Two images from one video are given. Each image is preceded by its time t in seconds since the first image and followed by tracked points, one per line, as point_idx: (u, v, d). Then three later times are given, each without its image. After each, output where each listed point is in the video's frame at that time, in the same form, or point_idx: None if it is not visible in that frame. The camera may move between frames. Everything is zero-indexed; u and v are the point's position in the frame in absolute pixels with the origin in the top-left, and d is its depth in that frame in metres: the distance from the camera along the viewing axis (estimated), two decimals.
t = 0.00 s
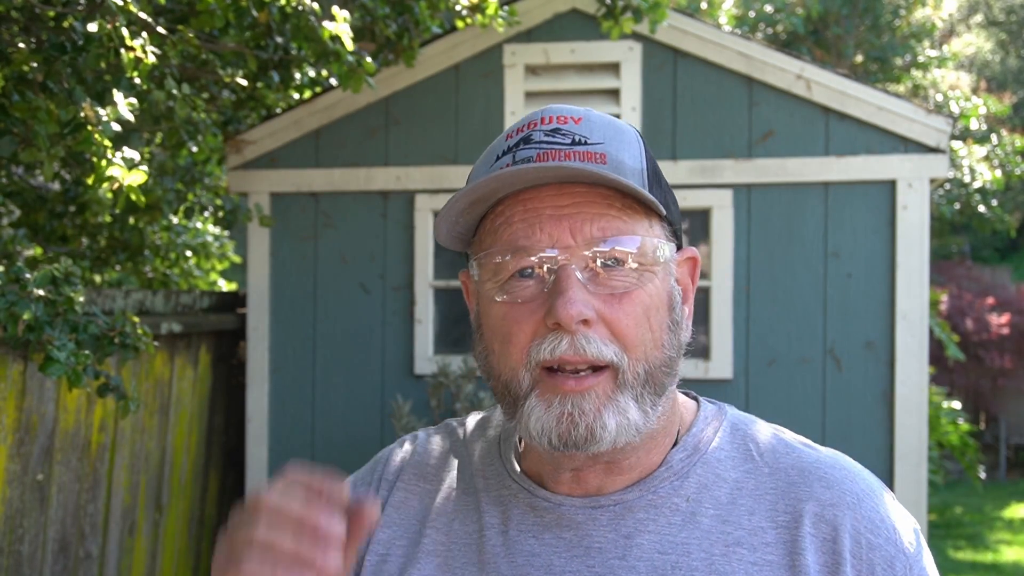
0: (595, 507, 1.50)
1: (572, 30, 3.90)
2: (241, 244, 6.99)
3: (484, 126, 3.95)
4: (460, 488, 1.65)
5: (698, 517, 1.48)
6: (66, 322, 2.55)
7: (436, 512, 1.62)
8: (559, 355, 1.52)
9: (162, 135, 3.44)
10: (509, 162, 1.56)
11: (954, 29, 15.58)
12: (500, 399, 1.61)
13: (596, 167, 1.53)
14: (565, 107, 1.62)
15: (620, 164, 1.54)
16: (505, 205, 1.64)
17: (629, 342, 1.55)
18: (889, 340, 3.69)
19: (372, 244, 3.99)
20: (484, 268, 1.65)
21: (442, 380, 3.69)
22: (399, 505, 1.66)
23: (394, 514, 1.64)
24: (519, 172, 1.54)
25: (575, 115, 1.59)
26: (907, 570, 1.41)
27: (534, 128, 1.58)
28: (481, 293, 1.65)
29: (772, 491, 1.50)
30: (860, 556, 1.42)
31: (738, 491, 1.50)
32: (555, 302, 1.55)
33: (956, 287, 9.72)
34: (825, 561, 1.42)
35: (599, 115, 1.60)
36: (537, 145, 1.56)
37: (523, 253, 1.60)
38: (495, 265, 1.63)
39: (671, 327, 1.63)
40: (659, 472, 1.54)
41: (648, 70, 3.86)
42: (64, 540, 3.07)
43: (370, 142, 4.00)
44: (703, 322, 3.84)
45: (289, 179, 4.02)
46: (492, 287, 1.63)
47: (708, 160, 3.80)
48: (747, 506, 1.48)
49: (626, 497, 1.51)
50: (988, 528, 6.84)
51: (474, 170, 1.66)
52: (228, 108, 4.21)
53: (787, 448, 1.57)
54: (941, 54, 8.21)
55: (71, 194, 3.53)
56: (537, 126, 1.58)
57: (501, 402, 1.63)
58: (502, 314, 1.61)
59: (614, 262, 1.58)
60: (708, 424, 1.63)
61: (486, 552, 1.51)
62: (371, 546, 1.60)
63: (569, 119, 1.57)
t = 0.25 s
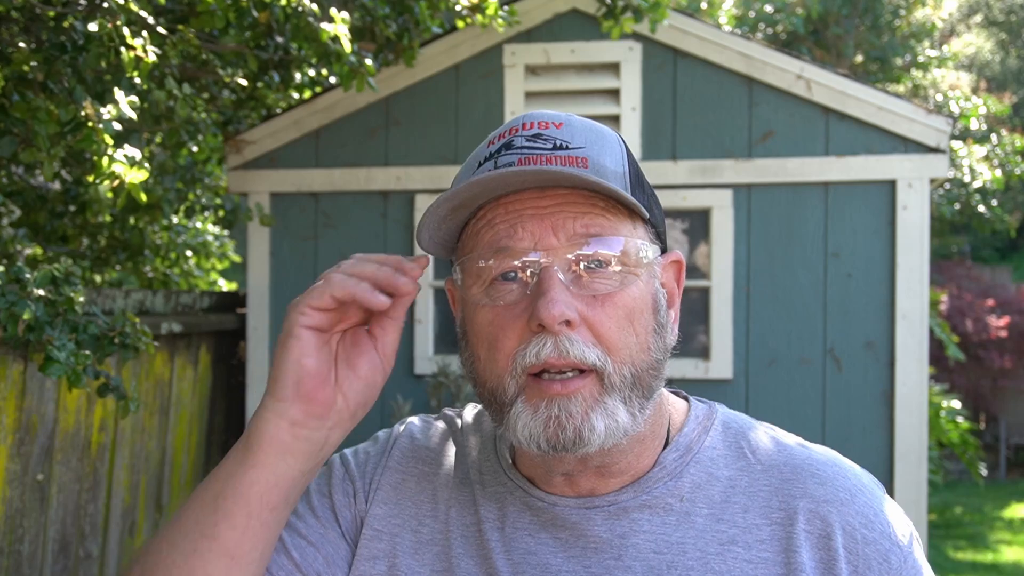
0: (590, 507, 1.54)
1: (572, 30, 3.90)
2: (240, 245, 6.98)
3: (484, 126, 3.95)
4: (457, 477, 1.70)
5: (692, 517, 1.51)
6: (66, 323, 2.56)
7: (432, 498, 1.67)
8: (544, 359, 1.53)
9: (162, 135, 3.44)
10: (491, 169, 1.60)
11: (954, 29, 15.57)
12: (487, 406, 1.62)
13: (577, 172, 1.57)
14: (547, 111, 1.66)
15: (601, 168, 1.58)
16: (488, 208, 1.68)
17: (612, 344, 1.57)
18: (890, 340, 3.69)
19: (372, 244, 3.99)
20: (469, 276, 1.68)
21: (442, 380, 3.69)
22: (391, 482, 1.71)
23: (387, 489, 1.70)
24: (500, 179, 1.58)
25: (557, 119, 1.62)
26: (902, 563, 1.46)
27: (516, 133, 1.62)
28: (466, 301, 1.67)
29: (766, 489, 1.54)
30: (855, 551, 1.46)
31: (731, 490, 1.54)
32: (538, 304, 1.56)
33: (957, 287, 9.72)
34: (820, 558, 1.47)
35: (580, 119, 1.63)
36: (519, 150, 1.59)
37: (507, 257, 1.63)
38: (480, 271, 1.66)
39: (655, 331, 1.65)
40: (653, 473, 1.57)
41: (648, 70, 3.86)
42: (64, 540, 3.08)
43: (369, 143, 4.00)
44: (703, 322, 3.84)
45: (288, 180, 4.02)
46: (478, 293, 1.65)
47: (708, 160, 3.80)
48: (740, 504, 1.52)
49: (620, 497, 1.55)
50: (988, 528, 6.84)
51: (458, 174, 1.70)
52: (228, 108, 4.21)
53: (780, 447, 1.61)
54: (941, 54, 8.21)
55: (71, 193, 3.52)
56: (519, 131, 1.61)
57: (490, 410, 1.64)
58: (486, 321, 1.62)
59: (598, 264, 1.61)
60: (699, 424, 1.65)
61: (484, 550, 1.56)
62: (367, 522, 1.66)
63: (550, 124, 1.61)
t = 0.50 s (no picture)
0: (585, 505, 1.57)
1: (572, 30, 3.90)
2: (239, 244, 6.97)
3: (484, 126, 3.94)
4: (454, 472, 1.73)
5: (688, 514, 1.55)
6: (66, 323, 2.56)
7: (429, 494, 1.69)
8: (539, 355, 1.54)
9: (162, 135, 3.44)
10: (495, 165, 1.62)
11: (954, 29, 15.56)
12: (481, 402, 1.63)
13: (580, 172, 1.58)
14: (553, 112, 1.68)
15: (604, 169, 1.60)
16: (489, 204, 1.70)
17: (608, 344, 1.58)
18: (889, 340, 3.69)
19: (372, 244, 3.99)
20: (469, 271, 1.71)
21: (442, 380, 3.69)
22: (389, 477, 1.73)
23: (385, 484, 1.72)
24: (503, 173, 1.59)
25: (562, 120, 1.64)
26: (893, 555, 1.51)
27: (521, 131, 1.64)
28: (466, 296, 1.69)
29: (760, 485, 1.57)
30: (849, 544, 1.51)
31: (726, 487, 1.57)
32: (535, 301, 1.58)
33: (957, 288, 9.71)
34: (815, 551, 1.50)
35: (585, 120, 1.65)
36: (523, 148, 1.61)
37: (507, 254, 1.65)
38: (478, 267, 1.68)
39: (652, 332, 1.65)
40: (648, 471, 1.60)
41: (648, 70, 3.86)
42: (64, 540, 3.08)
43: (369, 143, 4.00)
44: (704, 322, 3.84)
45: (288, 179, 4.02)
46: (476, 289, 1.67)
47: (708, 160, 3.80)
48: (735, 500, 1.56)
49: (616, 496, 1.58)
50: (988, 528, 6.83)
51: (462, 170, 1.72)
52: (228, 108, 4.21)
53: (772, 445, 1.65)
54: (941, 54, 8.21)
55: (71, 193, 3.52)
56: (524, 130, 1.63)
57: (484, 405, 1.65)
58: (484, 316, 1.64)
59: (596, 263, 1.62)
60: (691, 423, 1.69)
61: (480, 548, 1.58)
62: (367, 517, 1.68)
63: (555, 124, 1.63)
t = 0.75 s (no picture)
0: (583, 506, 1.57)
1: (572, 30, 3.90)
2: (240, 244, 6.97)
3: (484, 126, 3.94)
4: (452, 471, 1.73)
5: (685, 514, 1.56)
6: (66, 323, 2.56)
7: (429, 494, 1.69)
8: (529, 372, 1.54)
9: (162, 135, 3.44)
10: (484, 174, 1.62)
11: (954, 29, 15.55)
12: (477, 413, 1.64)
13: (569, 182, 1.57)
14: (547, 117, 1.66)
15: (593, 178, 1.58)
16: (476, 217, 1.70)
17: (595, 358, 1.58)
18: (889, 340, 3.69)
19: (372, 244, 3.99)
20: (461, 282, 1.72)
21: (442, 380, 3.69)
22: (388, 477, 1.73)
23: (384, 485, 1.72)
24: (490, 185, 1.59)
25: (555, 125, 1.63)
26: (888, 555, 1.52)
27: (512, 138, 1.63)
28: (461, 308, 1.71)
29: (756, 484, 1.58)
30: (845, 543, 1.52)
31: (723, 487, 1.59)
32: (523, 316, 1.58)
33: (957, 287, 9.72)
34: (811, 551, 1.52)
35: (579, 125, 1.63)
36: (513, 157, 1.60)
37: (496, 266, 1.65)
38: (469, 277, 1.69)
39: (642, 342, 1.66)
40: (646, 472, 1.61)
41: (648, 70, 3.86)
42: (64, 540, 3.08)
43: (369, 143, 4.00)
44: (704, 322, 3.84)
45: (288, 179, 4.02)
46: (468, 300, 1.68)
47: (708, 160, 3.80)
48: (732, 500, 1.57)
49: (613, 497, 1.58)
50: (988, 528, 6.84)
51: (455, 177, 1.72)
52: (228, 108, 4.20)
53: (768, 445, 1.66)
54: (941, 54, 8.22)
55: (71, 193, 3.52)
56: (516, 137, 1.62)
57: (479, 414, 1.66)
58: (474, 329, 1.64)
59: (585, 272, 1.62)
60: (687, 424, 1.70)
61: (478, 546, 1.59)
62: (366, 516, 1.68)
63: (547, 131, 1.61)
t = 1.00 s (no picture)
0: (574, 507, 1.57)
1: (572, 30, 3.90)
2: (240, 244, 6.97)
3: (484, 126, 3.94)
4: (447, 473, 1.73)
5: (676, 514, 1.56)
6: (66, 323, 2.56)
7: (425, 494, 1.69)
8: (512, 383, 1.51)
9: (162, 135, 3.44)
10: (465, 184, 1.63)
11: (954, 29, 15.55)
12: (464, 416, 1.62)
13: (548, 190, 1.58)
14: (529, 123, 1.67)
15: (572, 185, 1.58)
16: (458, 226, 1.68)
17: (578, 364, 1.57)
18: (889, 340, 3.69)
19: (372, 244, 3.99)
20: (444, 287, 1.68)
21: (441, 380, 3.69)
22: (385, 479, 1.73)
23: (383, 485, 1.72)
24: (469, 198, 1.60)
25: (534, 132, 1.64)
26: (881, 556, 1.51)
27: (492, 146, 1.64)
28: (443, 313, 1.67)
29: (748, 485, 1.58)
30: (836, 545, 1.51)
31: (714, 487, 1.59)
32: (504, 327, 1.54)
33: (957, 288, 9.71)
34: (801, 552, 1.51)
35: (557, 130, 1.64)
36: (492, 166, 1.61)
37: (479, 272, 1.62)
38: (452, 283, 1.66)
39: (627, 344, 1.64)
40: (637, 473, 1.61)
41: (648, 70, 3.86)
42: (64, 540, 3.08)
43: (369, 143, 4.00)
44: (704, 322, 3.84)
45: (288, 180, 4.02)
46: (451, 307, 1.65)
47: (708, 160, 3.80)
48: (724, 500, 1.57)
49: (604, 498, 1.58)
50: (988, 528, 6.84)
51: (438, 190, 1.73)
52: (228, 108, 4.20)
53: (761, 446, 1.66)
54: (941, 54, 8.22)
55: (71, 193, 3.52)
56: (495, 145, 1.64)
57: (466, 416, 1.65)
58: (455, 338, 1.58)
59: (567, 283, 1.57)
60: (680, 425, 1.69)
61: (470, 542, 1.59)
62: (364, 519, 1.68)
63: (526, 137, 1.62)
